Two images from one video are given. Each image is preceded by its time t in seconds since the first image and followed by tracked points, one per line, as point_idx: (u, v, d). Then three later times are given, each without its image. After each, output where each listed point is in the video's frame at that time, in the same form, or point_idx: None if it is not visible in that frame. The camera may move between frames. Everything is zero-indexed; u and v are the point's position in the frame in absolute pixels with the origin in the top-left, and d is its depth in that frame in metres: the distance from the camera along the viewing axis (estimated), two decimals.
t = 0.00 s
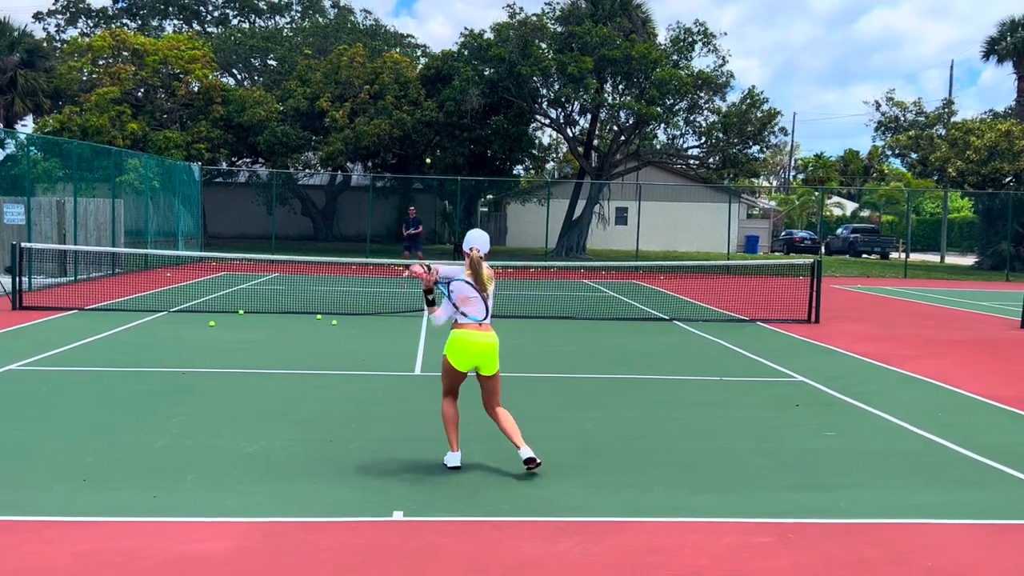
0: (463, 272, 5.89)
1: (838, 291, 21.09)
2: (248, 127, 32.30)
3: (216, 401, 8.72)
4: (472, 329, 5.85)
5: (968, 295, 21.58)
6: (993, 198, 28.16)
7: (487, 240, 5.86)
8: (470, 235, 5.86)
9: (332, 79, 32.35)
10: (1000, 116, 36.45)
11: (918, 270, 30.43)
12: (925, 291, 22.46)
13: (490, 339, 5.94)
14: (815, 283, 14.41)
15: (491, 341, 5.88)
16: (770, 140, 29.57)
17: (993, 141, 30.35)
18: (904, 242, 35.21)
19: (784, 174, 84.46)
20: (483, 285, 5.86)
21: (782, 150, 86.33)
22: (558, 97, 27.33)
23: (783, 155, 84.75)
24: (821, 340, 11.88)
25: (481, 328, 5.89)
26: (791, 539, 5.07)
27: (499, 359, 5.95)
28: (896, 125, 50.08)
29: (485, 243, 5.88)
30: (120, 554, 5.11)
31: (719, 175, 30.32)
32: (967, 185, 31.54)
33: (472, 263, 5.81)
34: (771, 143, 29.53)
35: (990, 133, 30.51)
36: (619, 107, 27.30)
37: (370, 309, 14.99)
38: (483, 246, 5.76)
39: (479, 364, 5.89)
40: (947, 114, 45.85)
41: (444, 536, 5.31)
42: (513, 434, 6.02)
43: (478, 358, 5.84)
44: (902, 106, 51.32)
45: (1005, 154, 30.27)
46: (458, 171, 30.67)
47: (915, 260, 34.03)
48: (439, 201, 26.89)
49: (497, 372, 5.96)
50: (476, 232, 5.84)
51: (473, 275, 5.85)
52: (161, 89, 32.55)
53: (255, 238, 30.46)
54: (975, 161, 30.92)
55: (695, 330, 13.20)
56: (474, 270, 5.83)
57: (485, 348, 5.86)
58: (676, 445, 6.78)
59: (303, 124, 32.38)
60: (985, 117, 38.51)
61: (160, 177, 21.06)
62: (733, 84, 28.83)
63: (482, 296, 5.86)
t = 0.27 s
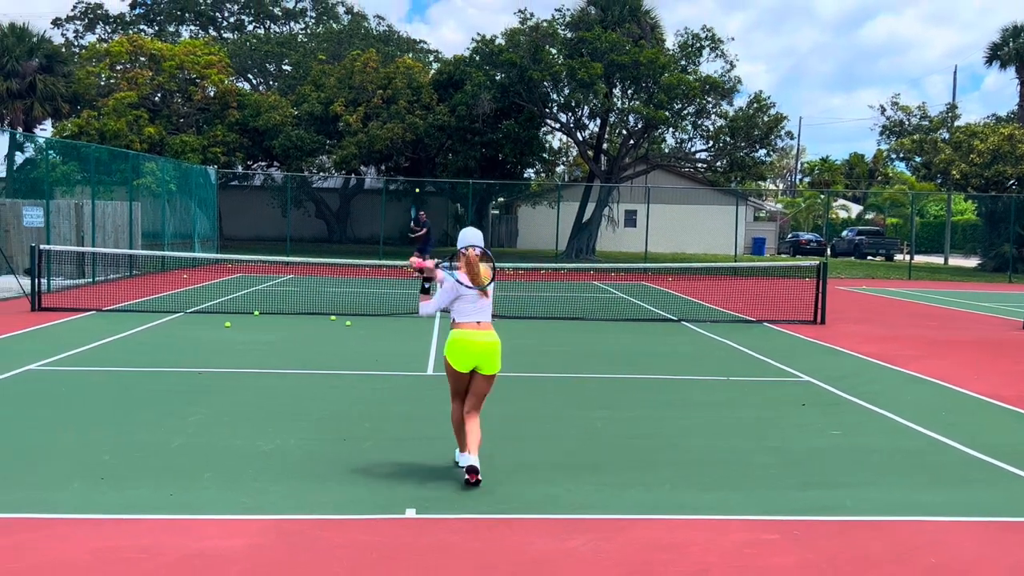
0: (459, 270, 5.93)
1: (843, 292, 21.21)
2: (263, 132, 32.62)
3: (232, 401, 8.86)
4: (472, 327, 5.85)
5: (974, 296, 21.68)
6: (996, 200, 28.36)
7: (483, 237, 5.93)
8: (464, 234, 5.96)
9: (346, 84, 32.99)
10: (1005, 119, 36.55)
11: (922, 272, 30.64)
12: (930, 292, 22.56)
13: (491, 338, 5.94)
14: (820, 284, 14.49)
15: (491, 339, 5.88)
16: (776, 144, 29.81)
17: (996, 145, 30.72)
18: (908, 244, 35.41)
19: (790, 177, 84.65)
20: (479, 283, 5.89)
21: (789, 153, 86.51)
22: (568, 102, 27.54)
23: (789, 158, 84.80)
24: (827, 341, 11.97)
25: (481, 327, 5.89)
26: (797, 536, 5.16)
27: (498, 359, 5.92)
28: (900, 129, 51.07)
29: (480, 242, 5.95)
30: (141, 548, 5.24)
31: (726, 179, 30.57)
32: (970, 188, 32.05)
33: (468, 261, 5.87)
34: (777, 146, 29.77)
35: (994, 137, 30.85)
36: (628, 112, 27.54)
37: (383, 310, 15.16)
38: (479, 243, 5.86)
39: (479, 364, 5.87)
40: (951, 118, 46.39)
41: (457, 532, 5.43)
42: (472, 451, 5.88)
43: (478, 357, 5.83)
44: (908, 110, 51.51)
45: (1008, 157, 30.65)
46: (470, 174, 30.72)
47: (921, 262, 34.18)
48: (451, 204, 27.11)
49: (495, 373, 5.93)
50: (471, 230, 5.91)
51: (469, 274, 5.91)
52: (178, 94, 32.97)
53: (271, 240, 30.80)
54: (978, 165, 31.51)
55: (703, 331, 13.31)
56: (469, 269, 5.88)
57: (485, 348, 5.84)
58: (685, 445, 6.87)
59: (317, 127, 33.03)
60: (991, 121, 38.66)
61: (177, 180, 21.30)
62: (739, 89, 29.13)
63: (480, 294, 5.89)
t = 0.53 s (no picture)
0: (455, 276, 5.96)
1: (849, 293, 21.36)
2: (278, 136, 33.38)
3: (248, 401, 9.01)
4: (461, 330, 5.82)
5: (979, 297, 21.77)
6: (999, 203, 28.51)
7: (480, 242, 5.90)
8: (463, 240, 5.94)
9: (360, 89, 33.29)
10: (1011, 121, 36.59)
11: (926, 274, 30.85)
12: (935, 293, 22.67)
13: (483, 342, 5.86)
14: (825, 285, 14.59)
15: (481, 341, 5.81)
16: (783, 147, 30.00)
17: (999, 148, 31.74)
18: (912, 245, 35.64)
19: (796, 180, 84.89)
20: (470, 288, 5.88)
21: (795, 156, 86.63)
22: (578, 107, 27.69)
23: (796, 161, 84.83)
24: (832, 341, 12.06)
25: (471, 329, 5.84)
26: (804, 533, 5.26)
27: (487, 363, 5.84)
28: (906, 132, 51.12)
29: (477, 247, 5.93)
30: (162, 544, 5.36)
31: (733, 182, 30.81)
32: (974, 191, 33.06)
33: (464, 267, 5.89)
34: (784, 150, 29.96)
35: (996, 141, 31.86)
36: (637, 116, 27.71)
37: (395, 311, 15.34)
38: (476, 249, 5.85)
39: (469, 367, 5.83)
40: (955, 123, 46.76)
41: (471, 529, 5.54)
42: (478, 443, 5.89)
43: (465, 361, 5.78)
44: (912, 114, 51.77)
45: (1010, 161, 31.59)
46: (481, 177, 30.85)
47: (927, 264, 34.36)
48: (462, 206, 27.31)
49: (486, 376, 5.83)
50: (467, 236, 5.91)
51: (462, 279, 5.91)
52: (195, 99, 32.92)
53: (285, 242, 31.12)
54: (981, 168, 32.33)
55: (711, 331, 13.42)
56: (464, 274, 5.90)
57: (473, 351, 5.80)
58: (693, 443, 6.97)
59: (332, 132, 33.13)
60: (996, 125, 38.80)
61: (193, 183, 21.53)
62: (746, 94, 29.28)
63: (472, 297, 5.87)
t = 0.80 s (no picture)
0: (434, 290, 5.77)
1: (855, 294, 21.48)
2: (294, 140, 33.51)
3: (264, 400, 9.15)
4: (435, 335, 5.56)
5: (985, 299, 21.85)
6: (1002, 206, 28.59)
7: (463, 257, 5.75)
8: (446, 255, 5.79)
9: (373, 94, 33.44)
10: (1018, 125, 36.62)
11: (931, 276, 30.98)
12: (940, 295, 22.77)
13: (457, 347, 5.57)
14: (830, 287, 14.68)
15: (453, 346, 5.54)
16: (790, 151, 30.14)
17: (1003, 152, 31.65)
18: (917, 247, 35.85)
19: (802, 184, 84.97)
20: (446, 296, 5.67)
21: (803, 159, 86.73)
22: (588, 112, 27.87)
23: (804, 164, 84.81)
24: (837, 341, 12.15)
25: (443, 335, 5.58)
26: (811, 529, 5.36)
27: (461, 367, 5.57)
28: (910, 136, 50.15)
29: (461, 263, 5.76)
30: (181, 537, 5.47)
31: (741, 185, 31.00)
32: (977, 195, 32.89)
33: (446, 281, 5.71)
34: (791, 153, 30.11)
35: (1000, 145, 31.85)
36: (646, 121, 27.85)
37: (407, 312, 15.50)
38: (461, 265, 5.70)
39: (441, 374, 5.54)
40: (957, 126, 46.25)
41: (482, 524, 5.63)
42: (475, 439, 5.79)
43: (437, 365, 5.51)
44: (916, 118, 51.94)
45: (1014, 165, 31.62)
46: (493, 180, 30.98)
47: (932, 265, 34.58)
48: (474, 209, 27.62)
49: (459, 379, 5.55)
50: (451, 250, 5.80)
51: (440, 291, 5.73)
52: (212, 103, 33.62)
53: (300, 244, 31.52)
54: (985, 171, 32.29)
55: (719, 331, 13.51)
56: (444, 287, 5.71)
57: (446, 355, 5.52)
58: (701, 442, 7.06)
59: (346, 136, 33.28)
60: (1002, 128, 38.90)
61: (210, 186, 21.78)
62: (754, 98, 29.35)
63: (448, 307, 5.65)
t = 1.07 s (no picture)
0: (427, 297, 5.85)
1: (862, 295, 21.54)
2: (309, 144, 33.77)
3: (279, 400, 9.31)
4: (427, 337, 5.57)
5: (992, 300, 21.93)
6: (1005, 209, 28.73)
7: (453, 264, 5.85)
8: (437, 265, 5.89)
9: (387, 99, 33.61)
10: None
11: (935, 277, 31.10)
12: (946, 296, 22.88)
13: (450, 346, 5.55)
14: (838, 288, 14.78)
15: (444, 345, 5.52)
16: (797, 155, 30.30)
17: (1007, 156, 31.42)
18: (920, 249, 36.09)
19: (809, 186, 85.01)
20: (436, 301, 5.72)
21: (811, 162, 86.83)
22: (598, 117, 28.03)
23: (810, 168, 84.72)
24: (845, 343, 12.25)
25: (434, 336, 5.58)
26: (815, 527, 5.45)
27: (455, 366, 5.53)
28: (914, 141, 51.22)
29: (452, 269, 5.85)
30: (203, 526, 5.61)
31: (748, 188, 31.17)
32: (981, 198, 33.37)
33: (437, 288, 5.79)
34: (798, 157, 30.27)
35: (1003, 149, 31.96)
36: (655, 125, 28.02)
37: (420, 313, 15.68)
38: (451, 270, 5.80)
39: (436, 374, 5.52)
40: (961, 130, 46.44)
41: (493, 520, 5.71)
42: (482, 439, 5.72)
43: (430, 365, 5.49)
44: (921, 121, 52.00)
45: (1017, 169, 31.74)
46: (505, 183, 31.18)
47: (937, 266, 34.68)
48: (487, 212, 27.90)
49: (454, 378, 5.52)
50: (442, 259, 5.92)
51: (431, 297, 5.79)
52: (228, 108, 34.13)
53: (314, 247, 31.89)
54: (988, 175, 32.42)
55: (728, 332, 13.63)
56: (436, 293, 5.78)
57: (438, 354, 5.50)
58: (709, 442, 7.16)
59: (360, 140, 33.63)
60: (1008, 130, 38.90)
61: (227, 189, 22.05)
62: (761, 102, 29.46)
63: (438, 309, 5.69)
